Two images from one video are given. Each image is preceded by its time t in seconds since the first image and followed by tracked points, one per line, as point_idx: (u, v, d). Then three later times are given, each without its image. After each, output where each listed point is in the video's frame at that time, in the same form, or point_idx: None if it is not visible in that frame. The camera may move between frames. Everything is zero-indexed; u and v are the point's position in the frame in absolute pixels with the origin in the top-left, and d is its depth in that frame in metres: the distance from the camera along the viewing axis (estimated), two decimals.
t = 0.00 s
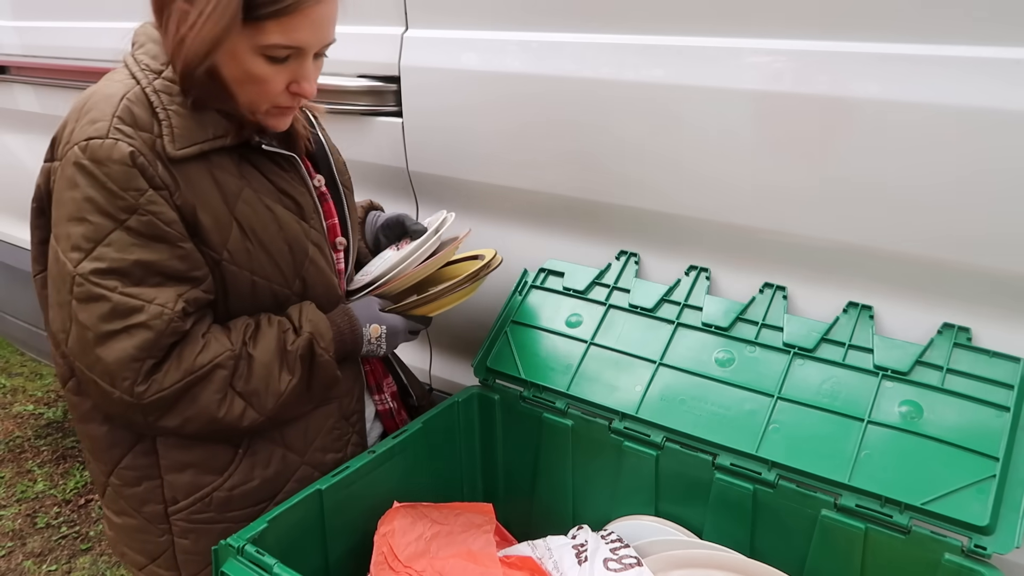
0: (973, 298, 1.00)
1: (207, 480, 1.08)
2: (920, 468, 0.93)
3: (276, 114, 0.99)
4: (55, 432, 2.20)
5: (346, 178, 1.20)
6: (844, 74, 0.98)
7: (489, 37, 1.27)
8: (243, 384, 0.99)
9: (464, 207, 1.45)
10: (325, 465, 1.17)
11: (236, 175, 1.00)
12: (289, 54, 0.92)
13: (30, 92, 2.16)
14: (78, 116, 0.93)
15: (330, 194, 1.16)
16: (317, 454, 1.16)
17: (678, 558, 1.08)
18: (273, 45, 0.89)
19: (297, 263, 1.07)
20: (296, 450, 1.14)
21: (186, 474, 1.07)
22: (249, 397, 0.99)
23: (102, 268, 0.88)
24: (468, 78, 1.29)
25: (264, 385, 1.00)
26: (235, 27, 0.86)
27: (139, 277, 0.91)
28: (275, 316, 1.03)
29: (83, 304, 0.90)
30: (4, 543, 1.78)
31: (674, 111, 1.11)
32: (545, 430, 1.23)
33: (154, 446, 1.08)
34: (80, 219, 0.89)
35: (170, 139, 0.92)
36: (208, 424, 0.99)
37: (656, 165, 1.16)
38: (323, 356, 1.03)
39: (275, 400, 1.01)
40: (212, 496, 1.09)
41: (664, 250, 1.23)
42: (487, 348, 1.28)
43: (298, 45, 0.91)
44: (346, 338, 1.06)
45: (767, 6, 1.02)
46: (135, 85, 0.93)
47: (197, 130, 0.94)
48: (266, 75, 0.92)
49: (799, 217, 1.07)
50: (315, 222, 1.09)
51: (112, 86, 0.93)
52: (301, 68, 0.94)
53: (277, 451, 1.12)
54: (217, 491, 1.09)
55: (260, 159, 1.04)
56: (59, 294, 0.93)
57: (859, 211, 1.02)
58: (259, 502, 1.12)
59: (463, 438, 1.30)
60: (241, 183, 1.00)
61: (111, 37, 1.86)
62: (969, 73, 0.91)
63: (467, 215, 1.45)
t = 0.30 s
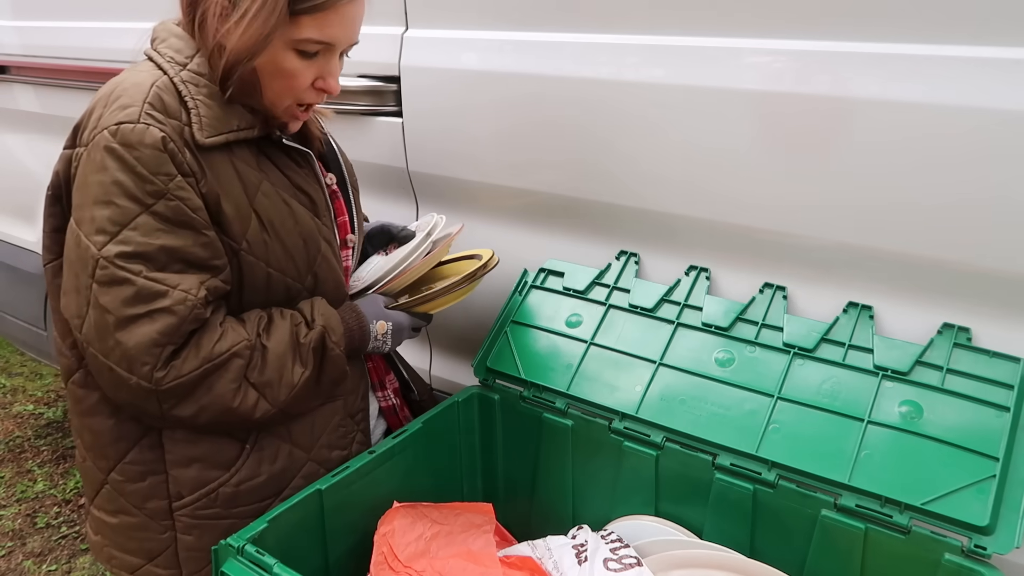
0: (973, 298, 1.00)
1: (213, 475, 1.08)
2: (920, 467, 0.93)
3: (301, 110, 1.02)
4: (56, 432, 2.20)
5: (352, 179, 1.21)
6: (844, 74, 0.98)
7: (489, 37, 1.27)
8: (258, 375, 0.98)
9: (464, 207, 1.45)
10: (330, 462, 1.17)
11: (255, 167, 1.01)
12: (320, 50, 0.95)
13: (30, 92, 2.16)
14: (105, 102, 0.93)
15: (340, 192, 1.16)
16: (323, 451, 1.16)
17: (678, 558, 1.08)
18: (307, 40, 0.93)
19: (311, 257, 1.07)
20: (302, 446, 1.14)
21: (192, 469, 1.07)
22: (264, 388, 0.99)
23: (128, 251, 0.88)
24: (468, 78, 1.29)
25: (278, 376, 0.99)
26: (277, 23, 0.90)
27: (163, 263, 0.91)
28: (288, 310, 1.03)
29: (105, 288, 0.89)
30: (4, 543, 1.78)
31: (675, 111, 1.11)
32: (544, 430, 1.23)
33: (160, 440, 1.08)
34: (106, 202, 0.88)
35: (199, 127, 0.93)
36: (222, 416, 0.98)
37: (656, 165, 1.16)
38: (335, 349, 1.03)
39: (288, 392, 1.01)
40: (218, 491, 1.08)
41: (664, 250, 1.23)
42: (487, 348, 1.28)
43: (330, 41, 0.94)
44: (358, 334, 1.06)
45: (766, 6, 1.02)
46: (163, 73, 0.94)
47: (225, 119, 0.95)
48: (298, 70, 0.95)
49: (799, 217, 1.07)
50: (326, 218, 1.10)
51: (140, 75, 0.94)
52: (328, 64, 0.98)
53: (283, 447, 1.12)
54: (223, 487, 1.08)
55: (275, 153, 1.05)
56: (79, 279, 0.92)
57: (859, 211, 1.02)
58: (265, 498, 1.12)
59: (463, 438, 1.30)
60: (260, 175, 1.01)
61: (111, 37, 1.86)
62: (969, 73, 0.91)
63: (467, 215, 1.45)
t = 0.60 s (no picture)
0: (973, 298, 1.00)
1: (208, 472, 1.08)
2: (920, 468, 0.93)
3: (309, 94, 1.01)
4: (55, 432, 2.20)
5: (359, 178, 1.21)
6: (844, 74, 0.98)
7: (489, 37, 1.27)
8: (254, 376, 0.98)
9: (464, 207, 1.45)
10: (326, 462, 1.18)
11: (259, 165, 1.01)
12: (320, 31, 0.94)
13: (29, 92, 2.16)
14: (110, 95, 0.93)
15: (346, 191, 1.17)
16: (319, 450, 1.16)
17: (678, 558, 1.08)
18: (304, 20, 0.92)
19: (312, 256, 1.07)
20: (298, 446, 1.14)
21: (188, 465, 1.07)
22: (259, 388, 0.99)
23: (127, 248, 0.88)
24: (468, 78, 1.29)
25: (274, 376, 0.99)
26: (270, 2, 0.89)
27: (162, 260, 0.91)
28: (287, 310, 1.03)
29: (103, 284, 0.89)
30: (4, 543, 1.78)
31: (675, 111, 1.11)
32: (545, 430, 1.23)
33: (156, 435, 1.08)
34: (105, 197, 0.88)
35: (204, 124, 0.93)
36: (216, 415, 0.98)
37: (656, 165, 1.16)
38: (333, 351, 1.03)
39: (285, 393, 1.00)
40: (212, 488, 1.08)
41: (664, 250, 1.23)
42: (487, 348, 1.28)
43: (328, 21, 0.93)
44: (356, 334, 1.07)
45: (766, 6, 1.02)
46: (169, 68, 0.94)
47: (229, 116, 0.95)
48: (297, 52, 0.94)
49: (799, 217, 1.07)
50: (331, 217, 1.10)
51: (146, 68, 0.94)
52: (330, 47, 0.96)
53: (280, 445, 1.12)
54: (218, 484, 1.08)
55: (281, 151, 1.05)
56: (77, 274, 0.92)
57: (859, 211, 1.02)
58: (259, 497, 1.12)
59: (463, 438, 1.30)
60: (264, 172, 1.01)
61: (110, 37, 1.86)
62: (969, 73, 0.91)
63: (467, 215, 1.45)
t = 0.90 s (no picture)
0: (973, 298, 1.00)
1: (193, 476, 1.08)
2: (920, 468, 0.93)
3: (307, 89, 1.00)
4: (56, 432, 2.20)
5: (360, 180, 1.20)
6: (844, 74, 0.98)
7: (488, 37, 1.27)
8: (235, 385, 0.98)
9: (464, 207, 1.45)
10: (313, 469, 1.17)
11: (250, 169, 1.00)
12: (313, 23, 0.93)
13: (29, 92, 2.17)
14: (97, 96, 0.93)
15: (346, 195, 1.17)
16: (306, 457, 1.16)
17: (678, 558, 1.08)
18: (296, 11, 0.91)
19: (303, 261, 1.07)
20: (284, 452, 1.14)
21: (173, 468, 1.07)
22: (240, 398, 0.99)
23: (106, 255, 0.88)
24: (468, 78, 1.29)
25: (257, 386, 0.99)
26: None
27: (142, 267, 0.91)
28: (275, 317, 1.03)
29: (84, 290, 0.90)
30: (4, 543, 1.78)
31: (674, 111, 1.11)
32: (545, 430, 1.23)
33: (142, 437, 1.08)
34: (87, 203, 0.89)
35: (190, 128, 0.93)
36: (196, 422, 0.99)
37: (655, 165, 1.16)
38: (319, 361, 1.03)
39: (267, 403, 1.00)
40: (196, 492, 1.08)
41: (664, 250, 1.23)
42: (488, 348, 1.28)
43: (321, 12, 0.92)
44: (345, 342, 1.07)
45: (766, 6, 1.02)
46: (159, 69, 0.94)
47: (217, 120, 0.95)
48: (290, 45, 0.93)
49: (799, 217, 1.07)
50: (326, 221, 1.09)
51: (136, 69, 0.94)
52: (324, 39, 0.95)
53: (266, 451, 1.12)
54: (202, 489, 1.08)
55: (276, 154, 1.05)
56: (60, 278, 0.93)
57: (859, 211, 1.02)
58: (245, 502, 1.12)
59: (464, 438, 1.30)
60: (254, 177, 1.00)
61: (110, 36, 1.86)
62: (969, 73, 0.91)
63: (467, 215, 1.45)
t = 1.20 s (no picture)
0: (974, 298, 1.00)
1: (182, 489, 1.07)
2: (920, 467, 0.93)
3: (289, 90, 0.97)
4: (56, 431, 2.20)
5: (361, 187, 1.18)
6: (844, 74, 0.98)
7: (489, 37, 1.27)
8: (220, 401, 0.99)
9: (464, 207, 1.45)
10: (304, 480, 1.18)
11: (238, 179, 1.00)
12: (283, 19, 0.91)
13: (29, 92, 2.17)
14: (80, 106, 0.94)
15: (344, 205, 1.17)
16: (298, 469, 1.16)
17: (678, 558, 1.08)
18: (260, 7, 0.88)
19: (294, 273, 1.07)
20: (276, 464, 1.14)
21: (163, 479, 1.07)
22: (225, 413, 0.99)
23: (85, 270, 0.88)
24: (468, 78, 1.29)
25: (243, 401, 0.99)
26: None
27: (124, 282, 0.91)
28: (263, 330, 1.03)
29: (63, 305, 0.90)
30: (4, 543, 1.78)
31: (674, 111, 1.11)
32: (545, 430, 1.23)
33: (131, 448, 1.08)
34: (67, 218, 0.89)
35: (172, 140, 0.92)
36: (181, 436, 0.99)
37: (655, 165, 1.16)
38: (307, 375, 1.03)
39: (253, 418, 1.00)
40: (187, 505, 1.08)
41: (664, 250, 1.23)
42: (488, 348, 1.28)
43: (286, 7, 0.89)
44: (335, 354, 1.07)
45: (767, 6, 1.02)
46: (144, 78, 0.94)
47: (202, 131, 0.94)
48: (259, 43, 0.91)
49: (799, 217, 1.07)
50: (321, 231, 1.09)
51: (121, 78, 0.94)
52: (297, 35, 0.92)
53: (257, 464, 1.12)
54: (192, 503, 1.08)
55: (268, 163, 1.03)
56: (43, 291, 0.93)
57: (859, 211, 1.02)
58: (235, 515, 1.12)
59: (464, 438, 1.31)
60: (242, 188, 1.00)
61: (110, 36, 1.86)
62: (969, 73, 0.91)
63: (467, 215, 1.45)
